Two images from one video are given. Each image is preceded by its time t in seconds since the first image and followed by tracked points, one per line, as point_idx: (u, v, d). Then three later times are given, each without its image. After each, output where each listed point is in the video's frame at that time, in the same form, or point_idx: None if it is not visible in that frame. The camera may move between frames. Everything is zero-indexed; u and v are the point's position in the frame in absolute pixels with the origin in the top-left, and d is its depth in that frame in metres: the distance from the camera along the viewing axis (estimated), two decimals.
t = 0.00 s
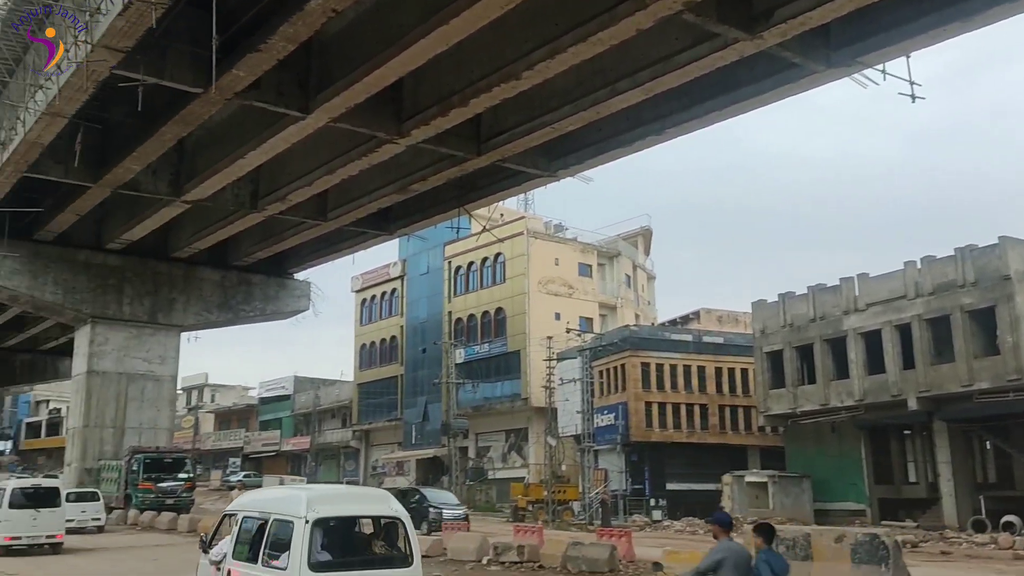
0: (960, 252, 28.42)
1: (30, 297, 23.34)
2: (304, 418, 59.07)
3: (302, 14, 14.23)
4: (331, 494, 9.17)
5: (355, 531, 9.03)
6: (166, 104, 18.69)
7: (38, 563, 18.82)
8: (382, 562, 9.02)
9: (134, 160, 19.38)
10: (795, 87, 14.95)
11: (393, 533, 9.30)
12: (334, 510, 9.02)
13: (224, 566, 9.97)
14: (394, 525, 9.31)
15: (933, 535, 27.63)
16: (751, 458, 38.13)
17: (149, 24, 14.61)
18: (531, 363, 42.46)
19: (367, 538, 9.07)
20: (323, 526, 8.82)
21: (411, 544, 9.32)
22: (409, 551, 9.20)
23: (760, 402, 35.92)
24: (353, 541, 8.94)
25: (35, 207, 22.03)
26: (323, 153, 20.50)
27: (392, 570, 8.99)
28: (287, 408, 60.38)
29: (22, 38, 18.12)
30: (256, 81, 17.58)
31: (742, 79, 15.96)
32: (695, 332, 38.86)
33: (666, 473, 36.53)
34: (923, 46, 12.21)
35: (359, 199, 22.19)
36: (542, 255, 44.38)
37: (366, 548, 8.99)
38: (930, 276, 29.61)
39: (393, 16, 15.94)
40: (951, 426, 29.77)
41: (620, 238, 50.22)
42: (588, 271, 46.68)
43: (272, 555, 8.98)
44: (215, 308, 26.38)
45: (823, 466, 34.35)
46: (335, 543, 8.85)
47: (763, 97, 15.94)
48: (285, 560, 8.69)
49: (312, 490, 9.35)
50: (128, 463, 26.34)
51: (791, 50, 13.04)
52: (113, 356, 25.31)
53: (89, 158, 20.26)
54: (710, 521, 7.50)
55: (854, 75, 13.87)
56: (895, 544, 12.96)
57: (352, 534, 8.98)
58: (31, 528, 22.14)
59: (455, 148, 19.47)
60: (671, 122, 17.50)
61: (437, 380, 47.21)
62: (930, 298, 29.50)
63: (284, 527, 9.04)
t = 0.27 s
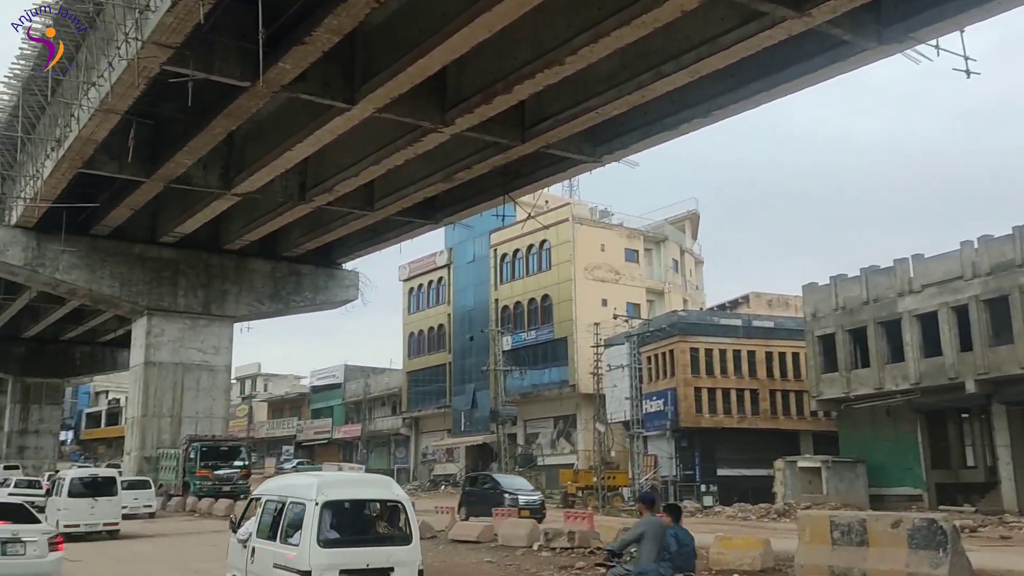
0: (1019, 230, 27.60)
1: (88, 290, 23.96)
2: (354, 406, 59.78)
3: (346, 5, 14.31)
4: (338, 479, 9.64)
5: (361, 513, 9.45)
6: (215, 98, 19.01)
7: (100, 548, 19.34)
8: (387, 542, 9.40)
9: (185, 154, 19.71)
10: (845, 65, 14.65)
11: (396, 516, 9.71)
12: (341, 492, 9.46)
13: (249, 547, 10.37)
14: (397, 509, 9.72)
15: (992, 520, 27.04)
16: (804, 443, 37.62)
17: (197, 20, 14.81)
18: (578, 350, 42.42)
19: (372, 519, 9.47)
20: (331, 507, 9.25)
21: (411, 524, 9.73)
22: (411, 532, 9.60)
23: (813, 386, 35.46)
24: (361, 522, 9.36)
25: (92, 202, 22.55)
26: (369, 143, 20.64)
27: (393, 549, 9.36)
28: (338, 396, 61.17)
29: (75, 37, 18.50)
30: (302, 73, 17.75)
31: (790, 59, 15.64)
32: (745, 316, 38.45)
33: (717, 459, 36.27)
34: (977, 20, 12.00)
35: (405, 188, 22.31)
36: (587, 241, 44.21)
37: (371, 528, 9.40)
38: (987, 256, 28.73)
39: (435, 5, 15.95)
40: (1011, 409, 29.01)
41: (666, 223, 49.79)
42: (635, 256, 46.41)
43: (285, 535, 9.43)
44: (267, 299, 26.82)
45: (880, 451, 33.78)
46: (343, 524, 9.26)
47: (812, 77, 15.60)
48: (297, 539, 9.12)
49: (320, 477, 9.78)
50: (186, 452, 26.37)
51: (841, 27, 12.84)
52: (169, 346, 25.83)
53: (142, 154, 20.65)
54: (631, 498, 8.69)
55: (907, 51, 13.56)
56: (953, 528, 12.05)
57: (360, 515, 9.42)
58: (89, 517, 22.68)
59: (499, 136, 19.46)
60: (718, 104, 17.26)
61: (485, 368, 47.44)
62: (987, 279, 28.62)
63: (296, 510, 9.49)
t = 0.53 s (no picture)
0: None
1: (140, 283, 24.47)
2: (401, 395, 60.27)
3: None
4: (350, 466, 10.19)
5: (371, 496, 9.98)
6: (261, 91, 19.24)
7: (155, 534, 19.78)
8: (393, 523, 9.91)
9: (232, 148, 19.99)
10: (895, 44, 14.31)
11: (403, 499, 10.22)
12: (353, 478, 10.00)
13: (274, 526, 10.96)
14: (404, 493, 10.24)
15: None
16: (854, 429, 37.02)
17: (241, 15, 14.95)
18: (623, 337, 42.28)
19: (381, 501, 10.00)
20: (342, 491, 9.80)
21: (418, 507, 10.27)
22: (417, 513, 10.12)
23: (864, 371, 34.92)
24: (370, 505, 9.89)
25: (143, 197, 22.98)
26: (412, 134, 20.73)
27: (399, 528, 9.88)
28: (384, 385, 61.74)
29: (123, 34, 18.82)
30: (345, 65, 17.87)
31: (837, 39, 15.32)
32: (792, 302, 37.96)
33: (765, 446, 35.89)
34: None
35: (448, 178, 22.38)
36: (631, 228, 43.94)
37: (379, 510, 9.91)
38: None
39: None
40: None
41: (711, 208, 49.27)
42: (679, 242, 46.02)
43: (302, 517, 10.04)
44: (313, 290, 27.16)
45: (934, 437, 33.05)
46: (352, 506, 9.80)
47: (860, 56, 15.28)
48: (312, 521, 9.71)
49: (333, 464, 10.32)
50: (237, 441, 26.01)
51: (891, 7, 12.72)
52: (219, 337, 26.25)
53: (190, 148, 20.98)
54: (593, 482, 10.00)
55: (959, 28, 13.28)
56: (1009, 514, 11.83)
57: (370, 498, 9.95)
58: (143, 502, 23.20)
59: (541, 123, 19.41)
60: (763, 87, 16.99)
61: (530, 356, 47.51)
62: None
63: (312, 494, 10.07)
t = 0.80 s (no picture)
0: None
1: (187, 276, 24.90)
2: (443, 386, 60.61)
3: None
4: (365, 455, 11.04)
5: (383, 483, 10.86)
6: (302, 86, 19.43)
7: (205, 524, 20.16)
8: (404, 507, 10.80)
9: (274, 142, 20.21)
10: (943, 24, 13.98)
11: (415, 485, 11.08)
12: (368, 467, 10.86)
13: (300, 509, 12.05)
14: (414, 480, 11.09)
15: None
16: (903, 418, 36.38)
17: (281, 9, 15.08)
18: (665, 327, 42.01)
19: (392, 488, 10.87)
20: (357, 480, 10.67)
21: (428, 492, 11.12)
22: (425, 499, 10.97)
23: (912, 359, 34.33)
24: (383, 491, 10.78)
25: (188, 192, 23.36)
26: (451, 125, 20.77)
27: (410, 512, 10.79)
28: (426, 376, 62.16)
29: (167, 31, 19.09)
30: (384, 58, 17.95)
31: (882, 21, 14.98)
32: (838, 289, 37.44)
33: (811, 435, 35.46)
34: None
35: (488, 169, 22.39)
36: (672, 216, 43.62)
37: (391, 496, 10.79)
38: None
39: None
40: None
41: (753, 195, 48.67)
42: (721, 230, 45.57)
43: (323, 502, 11.01)
44: (356, 282, 27.40)
45: (984, 426, 32.34)
46: (366, 492, 10.68)
47: (906, 38, 14.94)
48: (331, 505, 10.67)
49: (351, 454, 11.22)
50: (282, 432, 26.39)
51: None
52: (264, 330, 26.55)
53: (234, 143, 21.25)
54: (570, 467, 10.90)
55: (1010, 6, 12.91)
56: None
57: (384, 485, 10.83)
58: (189, 492, 23.61)
59: (580, 112, 19.32)
60: (806, 71, 16.72)
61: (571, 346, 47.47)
62: None
63: (330, 481, 11.00)
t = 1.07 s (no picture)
0: None
1: (228, 270, 25.23)
2: (480, 377, 60.83)
3: None
4: (380, 447, 12.48)
5: (396, 470, 12.29)
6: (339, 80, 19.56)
7: (246, 514, 20.46)
8: (415, 493, 12.19)
9: (311, 137, 20.37)
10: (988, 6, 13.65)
11: (425, 473, 12.48)
12: (383, 457, 12.29)
13: (323, 496, 13.53)
14: (424, 469, 12.47)
15: None
16: (947, 408, 35.75)
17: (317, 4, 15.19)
18: (703, 316, 41.73)
19: (405, 476, 12.29)
20: (373, 468, 12.15)
21: (438, 480, 12.50)
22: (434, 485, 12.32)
23: (956, 348, 33.73)
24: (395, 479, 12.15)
25: (228, 187, 23.64)
26: (486, 117, 20.78)
27: (420, 497, 12.19)
28: (463, 367, 62.41)
29: (205, 28, 19.30)
30: (419, 50, 18.00)
31: (925, 3, 14.66)
32: (880, 277, 36.88)
33: (853, 425, 35.08)
34: None
35: (523, 160, 22.37)
36: (709, 205, 43.25)
37: (404, 483, 12.22)
38: None
39: None
40: None
41: (792, 183, 48.03)
42: (759, 219, 45.10)
43: (343, 489, 12.53)
44: (393, 274, 27.57)
45: None
46: (380, 479, 12.17)
47: (949, 21, 14.61)
48: (350, 492, 12.15)
49: (369, 445, 12.70)
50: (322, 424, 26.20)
51: None
52: (304, 322, 26.80)
53: (272, 138, 21.45)
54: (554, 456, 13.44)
55: None
56: None
57: (397, 473, 12.25)
58: (229, 481, 24.21)
59: (616, 102, 19.22)
60: (846, 56, 16.45)
61: (608, 337, 47.37)
62: None
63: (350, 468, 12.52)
